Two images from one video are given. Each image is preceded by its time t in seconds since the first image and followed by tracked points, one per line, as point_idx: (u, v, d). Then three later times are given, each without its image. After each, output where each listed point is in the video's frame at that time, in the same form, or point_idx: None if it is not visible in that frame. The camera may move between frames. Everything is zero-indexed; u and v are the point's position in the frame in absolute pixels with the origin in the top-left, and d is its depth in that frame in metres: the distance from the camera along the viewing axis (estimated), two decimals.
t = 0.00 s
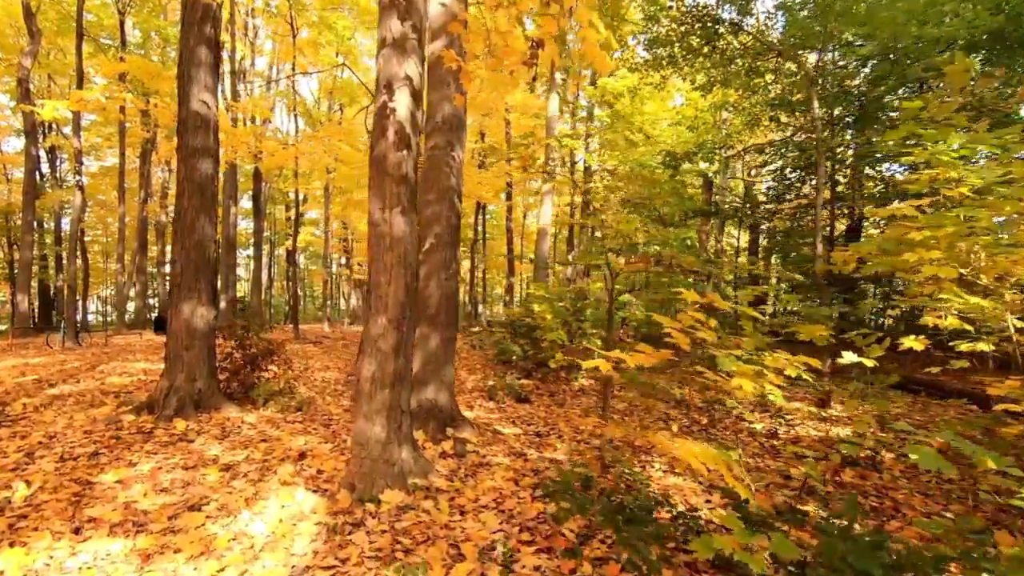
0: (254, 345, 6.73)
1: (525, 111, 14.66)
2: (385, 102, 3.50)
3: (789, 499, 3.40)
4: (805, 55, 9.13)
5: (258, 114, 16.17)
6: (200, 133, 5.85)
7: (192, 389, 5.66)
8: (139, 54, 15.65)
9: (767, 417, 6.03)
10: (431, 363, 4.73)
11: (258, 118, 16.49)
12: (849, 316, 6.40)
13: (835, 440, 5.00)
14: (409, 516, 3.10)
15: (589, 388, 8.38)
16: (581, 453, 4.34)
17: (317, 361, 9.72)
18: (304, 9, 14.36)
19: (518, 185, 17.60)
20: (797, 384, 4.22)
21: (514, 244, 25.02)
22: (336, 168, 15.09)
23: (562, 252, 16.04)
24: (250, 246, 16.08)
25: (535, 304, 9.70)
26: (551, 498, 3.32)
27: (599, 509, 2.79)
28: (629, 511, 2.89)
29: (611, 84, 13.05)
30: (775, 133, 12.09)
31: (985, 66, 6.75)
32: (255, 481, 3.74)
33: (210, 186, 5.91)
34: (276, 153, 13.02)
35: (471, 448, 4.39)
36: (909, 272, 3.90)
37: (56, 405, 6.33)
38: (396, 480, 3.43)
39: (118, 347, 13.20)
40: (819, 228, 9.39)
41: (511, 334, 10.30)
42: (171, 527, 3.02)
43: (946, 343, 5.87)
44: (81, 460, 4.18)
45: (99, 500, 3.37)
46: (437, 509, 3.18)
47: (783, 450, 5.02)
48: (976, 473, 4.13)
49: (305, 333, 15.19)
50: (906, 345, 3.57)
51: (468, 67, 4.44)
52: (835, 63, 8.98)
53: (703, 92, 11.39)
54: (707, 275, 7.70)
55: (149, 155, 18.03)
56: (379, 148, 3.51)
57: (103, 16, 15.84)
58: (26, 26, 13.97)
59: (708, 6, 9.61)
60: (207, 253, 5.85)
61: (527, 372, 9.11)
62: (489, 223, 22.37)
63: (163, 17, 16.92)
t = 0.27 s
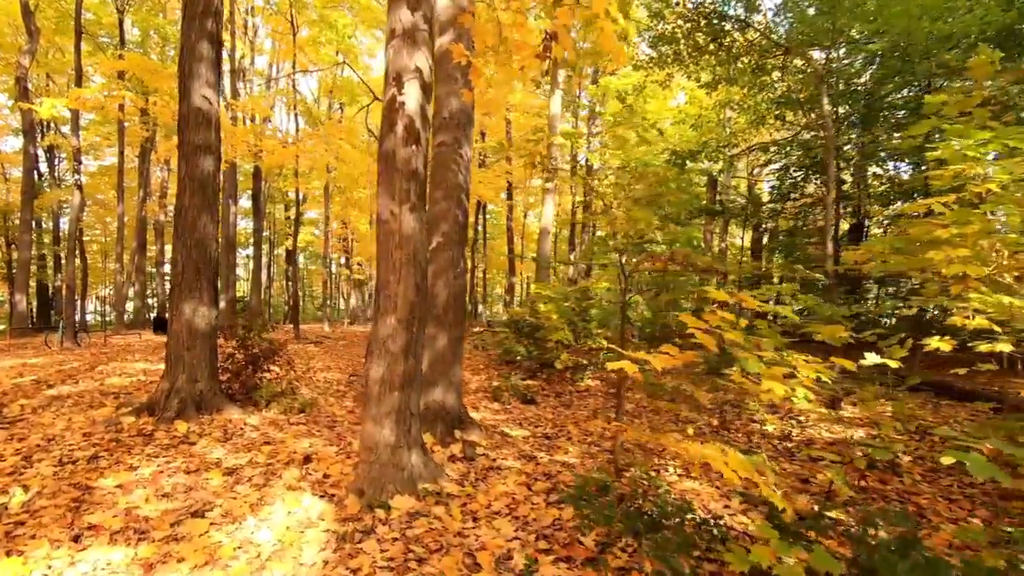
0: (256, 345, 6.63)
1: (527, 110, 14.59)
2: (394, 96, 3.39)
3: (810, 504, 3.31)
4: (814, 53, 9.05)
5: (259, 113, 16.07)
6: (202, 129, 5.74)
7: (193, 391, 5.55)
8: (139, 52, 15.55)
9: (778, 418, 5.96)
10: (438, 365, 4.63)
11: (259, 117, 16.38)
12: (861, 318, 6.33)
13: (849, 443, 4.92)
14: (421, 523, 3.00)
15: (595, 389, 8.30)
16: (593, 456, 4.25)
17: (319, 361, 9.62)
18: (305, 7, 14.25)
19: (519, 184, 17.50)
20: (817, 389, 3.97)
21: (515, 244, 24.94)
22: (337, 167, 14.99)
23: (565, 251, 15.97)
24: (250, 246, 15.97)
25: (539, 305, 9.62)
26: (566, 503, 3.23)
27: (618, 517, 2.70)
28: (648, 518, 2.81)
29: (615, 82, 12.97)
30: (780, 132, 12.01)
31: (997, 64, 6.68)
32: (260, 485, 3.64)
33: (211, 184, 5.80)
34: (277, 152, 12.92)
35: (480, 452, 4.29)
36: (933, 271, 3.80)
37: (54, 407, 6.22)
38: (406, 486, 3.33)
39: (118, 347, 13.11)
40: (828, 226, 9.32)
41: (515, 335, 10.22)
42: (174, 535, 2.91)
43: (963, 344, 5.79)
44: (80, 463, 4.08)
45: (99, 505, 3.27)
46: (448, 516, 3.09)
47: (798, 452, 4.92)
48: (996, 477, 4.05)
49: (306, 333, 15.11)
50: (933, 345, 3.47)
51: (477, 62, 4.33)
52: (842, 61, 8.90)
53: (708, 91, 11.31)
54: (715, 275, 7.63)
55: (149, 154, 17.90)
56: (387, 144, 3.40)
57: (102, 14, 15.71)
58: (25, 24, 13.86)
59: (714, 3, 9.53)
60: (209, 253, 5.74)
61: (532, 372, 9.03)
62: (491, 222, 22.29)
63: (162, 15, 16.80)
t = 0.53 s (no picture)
0: (257, 345, 6.49)
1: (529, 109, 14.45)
2: (401, 85, 3.25)
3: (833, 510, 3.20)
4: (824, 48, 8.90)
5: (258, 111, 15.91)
6: (200, 124, 5.60)
7: (192, 392, 5.41)
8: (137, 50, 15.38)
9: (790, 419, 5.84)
10: (445, 366, 4.50)
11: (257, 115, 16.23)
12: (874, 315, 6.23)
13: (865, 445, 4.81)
14: (430, 531, 2.88)
15: (600, 389, 8.17)
16: (605, 460, 4.13)
17: (320, 361, 9.49)
18: (304, 5, 14.08)
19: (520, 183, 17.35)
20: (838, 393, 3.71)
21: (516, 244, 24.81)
22: (337, 166, 14.85)
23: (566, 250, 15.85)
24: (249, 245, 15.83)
25: (543, 304, 9.48)
26: (581, 509, 3.11)
27: (638, 526, 2.59)
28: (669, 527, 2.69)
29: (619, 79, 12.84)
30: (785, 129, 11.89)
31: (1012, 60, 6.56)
32: (262, 490, 3.51)
33: (210, 179, 5.65)
34: (277, 150, 12.78)
35: (488, 455, 4.17)
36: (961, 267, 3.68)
37: (49, 408, 6.08)
38: (414, 493, 3.20)
39: (116, 347, 12.96)
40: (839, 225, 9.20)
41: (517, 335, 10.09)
42: (172, 544, 2.78)
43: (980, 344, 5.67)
44: (75, 467, 3.95)
45: (94, 512, 3.14)
46: (459, 524, 2.97)
47: (813, 455, 4.79)
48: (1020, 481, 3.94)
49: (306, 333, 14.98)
50: (963, 346, 3.34)
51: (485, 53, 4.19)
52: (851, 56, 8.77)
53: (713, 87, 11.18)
54: (723, 274, 7.51)
55: (147, 152, 17.73)
56: (394, 135, 3.26)
57: (100, 12, 15.54)
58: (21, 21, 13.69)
59: None
60: (208, 250, 5.60)
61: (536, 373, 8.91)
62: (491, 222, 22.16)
63: (161, 13, 16.64)
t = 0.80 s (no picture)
0: (255, 347, 6.35)
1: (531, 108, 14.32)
2: (407, 76, 3.11)
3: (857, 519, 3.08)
4: (832, 44, 8.77)
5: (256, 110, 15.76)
6: (198, 120, 5.45)
7: (189, 395, 5.27)
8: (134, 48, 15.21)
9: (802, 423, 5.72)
10: (451, 368, 4.36)
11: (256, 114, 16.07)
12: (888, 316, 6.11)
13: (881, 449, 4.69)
14: (439, 545, 2.75)
15: (605, 391, 8.05)
16: (616, 466, 4.01)
17: (319, 362, 9.35)
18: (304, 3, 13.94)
19: (520, 182, 17.22)
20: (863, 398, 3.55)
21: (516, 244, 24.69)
22: (337, 165, 14.71)
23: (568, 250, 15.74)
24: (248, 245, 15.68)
25: (546, 305, 9.35)
26: (596, 521, 2.99)
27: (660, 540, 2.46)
28: (691, 541, 2.56)
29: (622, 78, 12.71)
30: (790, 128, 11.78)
31: None
32: (262, 499, 3.38)
33: (207, 177, 5.51)
34: (276, 149, 12.62)
35: (496, 461, 4.03)
36: (988, 265, 3.55)
37: (42, 411, 5.93)
38: (421, 502, 3.07)
39: (114, 348, 12.81)
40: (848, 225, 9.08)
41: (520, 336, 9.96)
42: (167, 558, 2.65)
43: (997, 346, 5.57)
44: (67, 475, 3.80)
45: (86, 523, 3.00)
46: (469, 536, 2.84)
47: (828, 460, 4.67)
48: None
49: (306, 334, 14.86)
50: (994, 349, 3.21)
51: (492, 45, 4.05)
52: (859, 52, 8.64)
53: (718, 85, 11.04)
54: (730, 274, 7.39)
55: (145, 151, 17.56)
56: (400, 129, 3.12)
57: (97, 10, 15.37)
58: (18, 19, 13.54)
59: None
60: (206, 250, 5.46)
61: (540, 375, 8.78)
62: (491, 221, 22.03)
63: (159, 12, 16.49)
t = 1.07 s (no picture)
0: (255, 348, 6.24)
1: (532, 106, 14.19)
2: (413, 70, 3.00)
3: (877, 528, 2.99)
4: (838, 42, 8.67)
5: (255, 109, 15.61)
6: (196, 117, 5.34)
7: (188, 398, 5.16)
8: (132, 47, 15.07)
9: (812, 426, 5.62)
10: (455, 371, 4.26)
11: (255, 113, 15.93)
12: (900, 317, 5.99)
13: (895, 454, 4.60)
14: (447, 557, 2.64)
15: (610, 393, 7.94)
16: (626, 473, 3.90)
17: (319, 363, 9.23)
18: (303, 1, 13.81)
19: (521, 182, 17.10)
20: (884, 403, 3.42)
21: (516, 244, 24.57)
22: (337, 165, 14.58)
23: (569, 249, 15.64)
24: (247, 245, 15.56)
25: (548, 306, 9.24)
26: (610, 531, 2.88)
27: (680, 554, 2.36)
28: (712, 553, 2.46)
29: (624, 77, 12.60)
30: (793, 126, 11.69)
31: None
32: (262, 507, 3.26)
33: (206, 176, 5.39)
34: (275, 149, 12.48)
35: (502, 467, 3.93)
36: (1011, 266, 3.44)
37: (37, 414, 5.81)
38: (428, 512, 2.96)
39: (112, 349, 12.69)
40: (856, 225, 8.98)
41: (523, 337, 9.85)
42: (164, 572, 2.54)
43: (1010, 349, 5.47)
44: (61, 482, 3.69)
45: (79, 534, 2.89)
46: (478, 548, 2.74)
47: (841, 465, 4.57)
48: None
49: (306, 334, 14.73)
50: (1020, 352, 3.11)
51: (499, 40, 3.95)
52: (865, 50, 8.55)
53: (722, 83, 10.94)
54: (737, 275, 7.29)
55: (143, 151, 17.42)
56: (405, 124, 3.02)
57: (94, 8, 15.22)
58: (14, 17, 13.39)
59: None
60: (204, 249, 5.35)
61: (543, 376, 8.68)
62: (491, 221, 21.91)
63: (157, 10, 16.35)
